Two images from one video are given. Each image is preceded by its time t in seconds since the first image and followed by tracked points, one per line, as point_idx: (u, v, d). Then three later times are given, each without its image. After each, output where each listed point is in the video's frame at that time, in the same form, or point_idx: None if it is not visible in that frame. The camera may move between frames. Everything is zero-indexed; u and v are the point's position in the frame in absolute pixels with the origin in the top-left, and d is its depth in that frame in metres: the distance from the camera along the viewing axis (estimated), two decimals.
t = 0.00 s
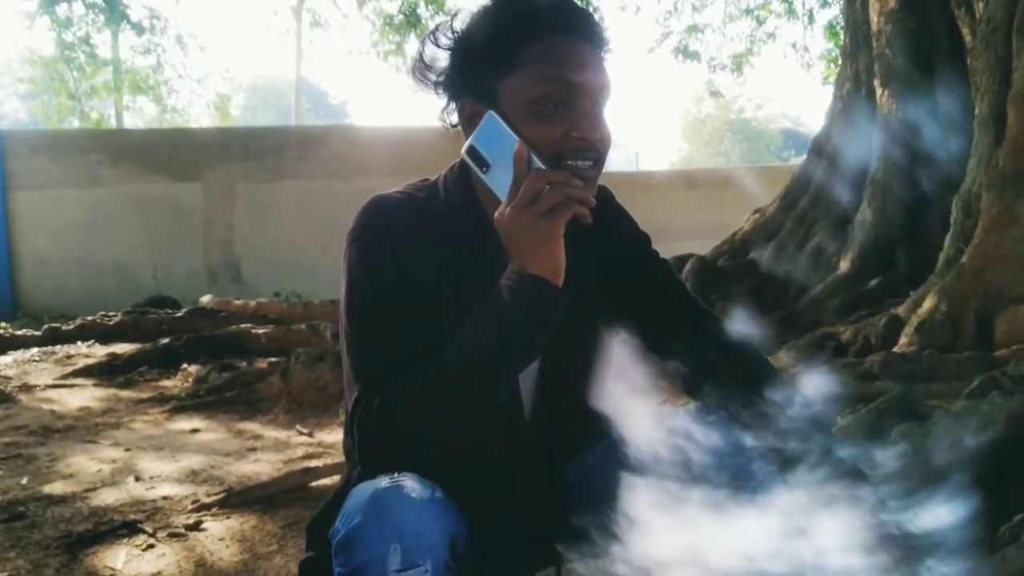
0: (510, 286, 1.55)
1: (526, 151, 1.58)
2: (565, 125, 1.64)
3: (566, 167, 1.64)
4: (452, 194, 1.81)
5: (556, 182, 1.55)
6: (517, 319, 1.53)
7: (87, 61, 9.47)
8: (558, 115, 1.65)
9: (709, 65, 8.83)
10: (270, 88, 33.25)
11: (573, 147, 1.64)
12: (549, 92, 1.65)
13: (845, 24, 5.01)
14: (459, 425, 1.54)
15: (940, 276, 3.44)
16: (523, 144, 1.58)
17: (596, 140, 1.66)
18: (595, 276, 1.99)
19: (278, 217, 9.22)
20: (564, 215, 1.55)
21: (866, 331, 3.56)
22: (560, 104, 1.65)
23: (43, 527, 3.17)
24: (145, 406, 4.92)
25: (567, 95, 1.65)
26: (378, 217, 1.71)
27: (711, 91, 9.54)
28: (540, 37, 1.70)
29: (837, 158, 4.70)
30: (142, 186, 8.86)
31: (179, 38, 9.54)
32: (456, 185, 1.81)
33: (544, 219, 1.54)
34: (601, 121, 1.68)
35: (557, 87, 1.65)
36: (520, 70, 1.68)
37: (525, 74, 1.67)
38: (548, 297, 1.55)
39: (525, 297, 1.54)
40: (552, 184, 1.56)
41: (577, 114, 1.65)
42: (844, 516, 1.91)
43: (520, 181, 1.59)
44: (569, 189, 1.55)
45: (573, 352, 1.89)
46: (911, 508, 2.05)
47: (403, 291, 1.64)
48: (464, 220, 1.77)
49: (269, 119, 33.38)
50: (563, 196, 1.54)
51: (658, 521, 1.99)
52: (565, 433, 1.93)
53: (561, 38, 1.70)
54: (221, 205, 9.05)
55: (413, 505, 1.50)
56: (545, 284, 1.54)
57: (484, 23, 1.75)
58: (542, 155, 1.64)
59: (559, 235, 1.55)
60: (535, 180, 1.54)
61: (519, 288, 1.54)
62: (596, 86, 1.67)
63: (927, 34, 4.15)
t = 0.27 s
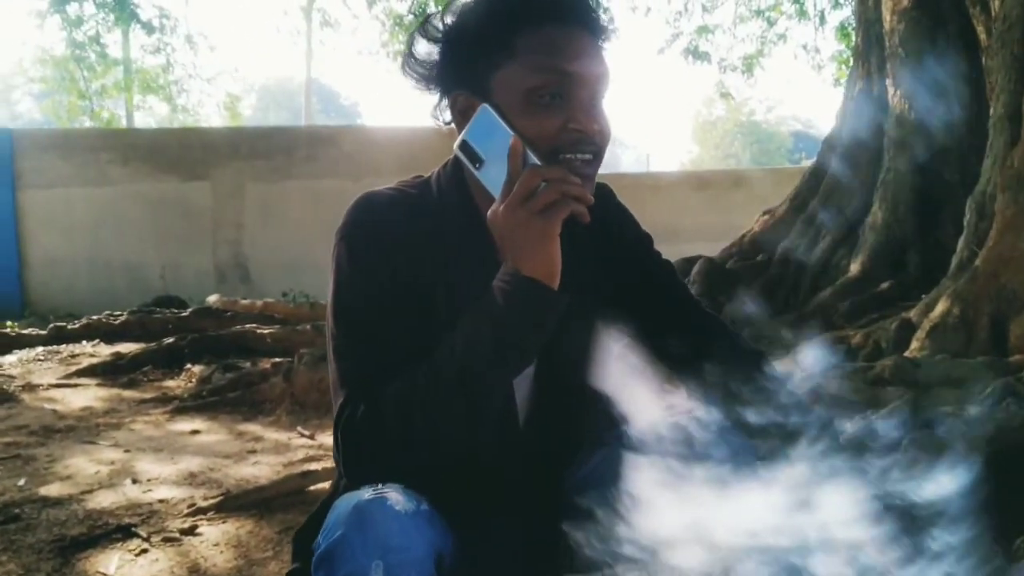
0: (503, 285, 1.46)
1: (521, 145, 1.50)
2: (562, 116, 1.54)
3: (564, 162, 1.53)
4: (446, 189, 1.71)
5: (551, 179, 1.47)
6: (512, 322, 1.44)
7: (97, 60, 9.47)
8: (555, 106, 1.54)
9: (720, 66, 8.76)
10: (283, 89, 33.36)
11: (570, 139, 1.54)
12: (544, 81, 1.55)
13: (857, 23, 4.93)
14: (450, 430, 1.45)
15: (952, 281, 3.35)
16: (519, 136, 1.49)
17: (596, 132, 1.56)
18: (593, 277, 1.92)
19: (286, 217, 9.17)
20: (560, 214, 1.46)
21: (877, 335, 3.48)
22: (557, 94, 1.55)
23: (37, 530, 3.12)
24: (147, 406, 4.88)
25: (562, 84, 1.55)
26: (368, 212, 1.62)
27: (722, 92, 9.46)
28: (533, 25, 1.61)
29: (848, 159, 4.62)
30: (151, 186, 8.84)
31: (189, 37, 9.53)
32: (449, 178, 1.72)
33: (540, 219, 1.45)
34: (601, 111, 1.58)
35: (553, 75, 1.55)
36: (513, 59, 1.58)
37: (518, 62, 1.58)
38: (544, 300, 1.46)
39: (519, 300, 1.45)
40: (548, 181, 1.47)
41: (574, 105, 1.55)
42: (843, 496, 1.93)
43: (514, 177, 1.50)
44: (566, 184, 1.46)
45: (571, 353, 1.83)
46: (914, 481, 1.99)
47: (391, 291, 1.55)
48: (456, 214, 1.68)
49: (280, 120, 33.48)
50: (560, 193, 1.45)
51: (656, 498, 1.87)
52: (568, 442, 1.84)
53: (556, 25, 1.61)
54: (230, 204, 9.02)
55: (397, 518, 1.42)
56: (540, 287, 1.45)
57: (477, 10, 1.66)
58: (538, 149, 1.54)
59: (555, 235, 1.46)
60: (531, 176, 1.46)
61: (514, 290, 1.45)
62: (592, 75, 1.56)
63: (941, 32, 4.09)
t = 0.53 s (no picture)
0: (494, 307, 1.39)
1: (511, 157, 1.40)
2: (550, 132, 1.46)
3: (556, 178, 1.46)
4: (433, 202, 1.65)
5: (545, 196, 1.37)
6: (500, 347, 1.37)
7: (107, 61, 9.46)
8: (542, 110, 1.47)
9: (731, 68, 8.67)
10: (296, 89, 33.40)
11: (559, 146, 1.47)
12: (529, 86, 1.48)
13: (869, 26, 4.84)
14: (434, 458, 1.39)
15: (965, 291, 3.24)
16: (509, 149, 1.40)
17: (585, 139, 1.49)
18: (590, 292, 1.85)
19: (296, 218, 9.14)
20: (554, 233, 1.37)
21: (888, 345, 3.37)
22: (543, 99, 1.48)
23: (29, 540, 3.08)
24: (148, 411, 4.84)
25: (548, 88, 1.48)
26: (357, 228, 1.55)
27: (734, 94, 9.37)
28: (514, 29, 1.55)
29: (859, 164, 4.53)
30: (161, 186, 8.82)
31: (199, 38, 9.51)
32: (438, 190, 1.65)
33: (532, 239, 1.37)
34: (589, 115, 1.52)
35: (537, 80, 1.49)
36: (495, 65, 1.51)
37: (501, 68, 1.50)
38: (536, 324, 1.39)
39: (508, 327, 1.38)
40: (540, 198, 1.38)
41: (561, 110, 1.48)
42: (838, 476, 1.79)
43: (505, 193, 1.40)
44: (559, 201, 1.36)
45: (567, 371, 1.71)
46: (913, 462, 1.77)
47: (372, 311, 1.48)
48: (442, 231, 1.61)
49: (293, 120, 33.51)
50: (553, 212, 1.36)
51: (658, 485, 1.92)
52: (562, 460, 1.72)
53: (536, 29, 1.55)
54: (239, 206, 8.99)
55: (373, 553, 1.36)
56: (529, 308, 1.38)
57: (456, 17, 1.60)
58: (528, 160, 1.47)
59: (548, 254, 1.38)
60: (522, 196, 1.37)
61: (503, 313, 1.38)
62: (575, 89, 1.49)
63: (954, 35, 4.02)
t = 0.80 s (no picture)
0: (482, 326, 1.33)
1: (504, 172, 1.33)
2: (549, 142, 1.40)
3: (551, 192, 1.40)
4: (424, 214, 1.58)
5: (537, 215, 1.30)
6: (483, 372, 1.32)
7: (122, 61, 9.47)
8: (540, 126, 1.41)
9: (747, 70, 8.59)
10: (313, 89, 33.47)
11: (557, 166, 1.41)
12: (530, 100, 1.42)
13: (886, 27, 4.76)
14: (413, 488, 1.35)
15: (981, 299, 3.12)
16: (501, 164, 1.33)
17: (586, 158, 1.42)
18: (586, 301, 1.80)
19: (309, 219, 9.12)
20: (545, 253, 1.30)
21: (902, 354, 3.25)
22: (544, 115, 1.41)
23: (28, 548, 3.06)
24: (156, 415, 4.83)
25: (551, 104, 1.42)
26: (342, 239, 1.50)
27: (750, 96, 9.29)
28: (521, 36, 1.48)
29: (874, 168, 4.45)
30: (175, 187, 8.82)
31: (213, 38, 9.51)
32: (428, 200, 1.59)
33: (522, 258, 1.30)
34: (592, 135, 1.45)
35: (541, 93, 1.42)
36: (496, 74, 1.45)
37: (504, 77, 1.44)
38: (522, 350, 1.32)
39: (494, 350, 1.31)
40: (532, 216, 1.31)
41: (562, 127, 1.42)
42: (825, 463, 1.99)
43: (496, 209, 1.33)
44: (551, 219, 1.30)
45: (561, 391, 1.64)
46: (900, 450, 1.91)
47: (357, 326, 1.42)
48: (427, 239, 1.55)
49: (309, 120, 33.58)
50: (544, 231, 1.30)
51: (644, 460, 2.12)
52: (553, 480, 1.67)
53: (545, 38, 1.48)
54: (252, 206, 8.98)
55: None
56: (518, 333, 1.32)
57: (461, 19, 1.53)
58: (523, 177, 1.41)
59: (539, 276, 1.31)
60: (511, 213, 1.30)
61: (492, 335, 1.31)
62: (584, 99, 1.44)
63: (973, 38, 3.93)
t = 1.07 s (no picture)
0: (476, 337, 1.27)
1: (501, 176, 1.28)
2: (547, 143, 1.36)
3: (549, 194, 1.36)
4: (423, 218, 1.54)
5: (534, 218, 1.24)
6: (475, 383, 1.26)
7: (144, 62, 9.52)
8: (538, 130, 1.37)
9: (768, 72, 8.51)
10: (336, 90, 33.60)
11: (556, 171, 1.37)
12: (530, 102, 1.38)
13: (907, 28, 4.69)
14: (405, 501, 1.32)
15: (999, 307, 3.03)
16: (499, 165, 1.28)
17: (586, 162, 1.38)
18: (589, 306, 1.76)
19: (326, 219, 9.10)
20: (542, 258, 1.25)
21: (920, 361, 3.16)
22: (544, 117, 1.38)
23: (36, 549, 3.07)
24: (169, 415, 4.83)
25: (551, 107, 1.38)
26: (338, 241, 1.48)
27: (770, 97, 9.21)
28: (522, 38, 1.45)
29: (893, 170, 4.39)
30: (196, 187, 8.85)
31: (235, 39, 9.53)
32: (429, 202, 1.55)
33: (515, 263, 1.25)
34: (594, 138, 1.41)
35: (542, 96, 1.38)
36: (496, 76, 1.41)
37: (504, 79, 1.40)
38: (516, 360, 1.27)
39: (487, 360, 1.26)
40: (529, 220, 1.25)
41: (563, 130, 1.38)
42: (819, 449, 2.04)
43: (493, 213, 1.28)
44: (548, 222, 1.24)
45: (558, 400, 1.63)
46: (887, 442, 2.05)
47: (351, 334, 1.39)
48: (428, 240, 1.52)
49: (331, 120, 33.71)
50: (540, 234, 1.23)
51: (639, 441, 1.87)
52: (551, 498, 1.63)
53: (546, 39, 1.45)
54: (272, 207, 8.98)
55: None
56: (511, 339, 1.26)
57: (462, 21, 1.50)
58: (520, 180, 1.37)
59: (533, 283, 1.25)
60: (508, 216, 1.24)
61: (484, 342, 1.27)
62: (585, 99, 1.39)
63: (996, 37, 3.90)
